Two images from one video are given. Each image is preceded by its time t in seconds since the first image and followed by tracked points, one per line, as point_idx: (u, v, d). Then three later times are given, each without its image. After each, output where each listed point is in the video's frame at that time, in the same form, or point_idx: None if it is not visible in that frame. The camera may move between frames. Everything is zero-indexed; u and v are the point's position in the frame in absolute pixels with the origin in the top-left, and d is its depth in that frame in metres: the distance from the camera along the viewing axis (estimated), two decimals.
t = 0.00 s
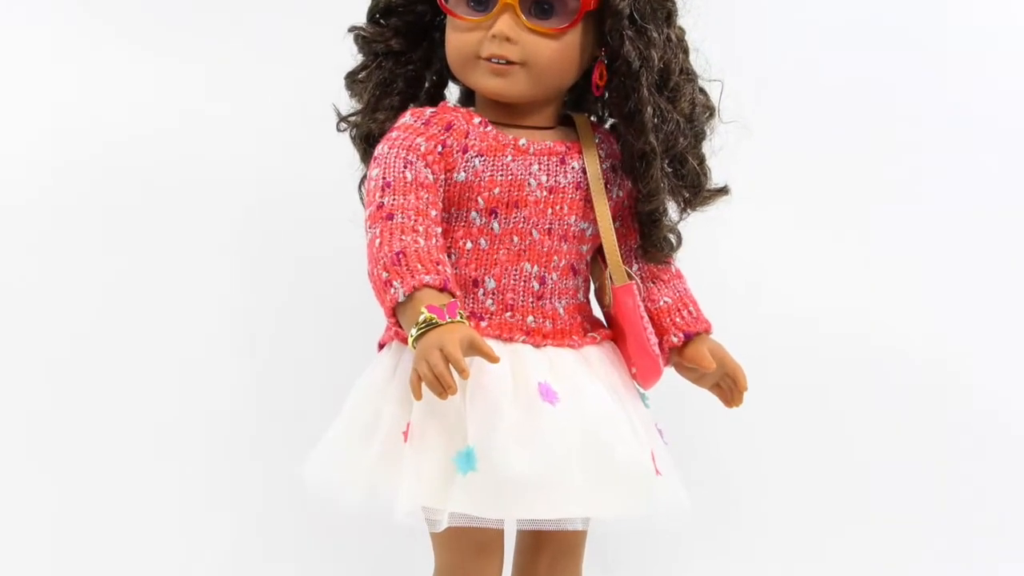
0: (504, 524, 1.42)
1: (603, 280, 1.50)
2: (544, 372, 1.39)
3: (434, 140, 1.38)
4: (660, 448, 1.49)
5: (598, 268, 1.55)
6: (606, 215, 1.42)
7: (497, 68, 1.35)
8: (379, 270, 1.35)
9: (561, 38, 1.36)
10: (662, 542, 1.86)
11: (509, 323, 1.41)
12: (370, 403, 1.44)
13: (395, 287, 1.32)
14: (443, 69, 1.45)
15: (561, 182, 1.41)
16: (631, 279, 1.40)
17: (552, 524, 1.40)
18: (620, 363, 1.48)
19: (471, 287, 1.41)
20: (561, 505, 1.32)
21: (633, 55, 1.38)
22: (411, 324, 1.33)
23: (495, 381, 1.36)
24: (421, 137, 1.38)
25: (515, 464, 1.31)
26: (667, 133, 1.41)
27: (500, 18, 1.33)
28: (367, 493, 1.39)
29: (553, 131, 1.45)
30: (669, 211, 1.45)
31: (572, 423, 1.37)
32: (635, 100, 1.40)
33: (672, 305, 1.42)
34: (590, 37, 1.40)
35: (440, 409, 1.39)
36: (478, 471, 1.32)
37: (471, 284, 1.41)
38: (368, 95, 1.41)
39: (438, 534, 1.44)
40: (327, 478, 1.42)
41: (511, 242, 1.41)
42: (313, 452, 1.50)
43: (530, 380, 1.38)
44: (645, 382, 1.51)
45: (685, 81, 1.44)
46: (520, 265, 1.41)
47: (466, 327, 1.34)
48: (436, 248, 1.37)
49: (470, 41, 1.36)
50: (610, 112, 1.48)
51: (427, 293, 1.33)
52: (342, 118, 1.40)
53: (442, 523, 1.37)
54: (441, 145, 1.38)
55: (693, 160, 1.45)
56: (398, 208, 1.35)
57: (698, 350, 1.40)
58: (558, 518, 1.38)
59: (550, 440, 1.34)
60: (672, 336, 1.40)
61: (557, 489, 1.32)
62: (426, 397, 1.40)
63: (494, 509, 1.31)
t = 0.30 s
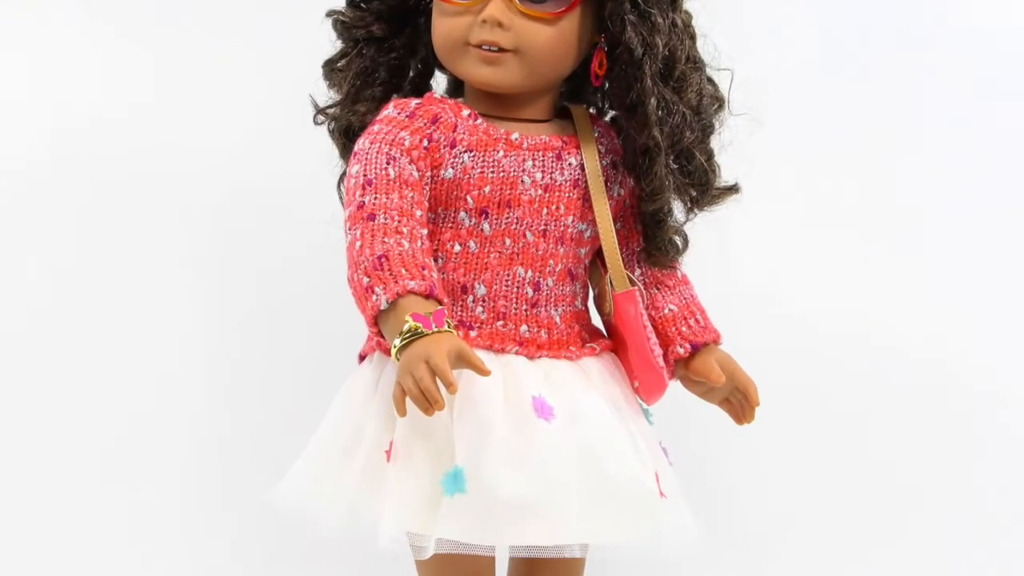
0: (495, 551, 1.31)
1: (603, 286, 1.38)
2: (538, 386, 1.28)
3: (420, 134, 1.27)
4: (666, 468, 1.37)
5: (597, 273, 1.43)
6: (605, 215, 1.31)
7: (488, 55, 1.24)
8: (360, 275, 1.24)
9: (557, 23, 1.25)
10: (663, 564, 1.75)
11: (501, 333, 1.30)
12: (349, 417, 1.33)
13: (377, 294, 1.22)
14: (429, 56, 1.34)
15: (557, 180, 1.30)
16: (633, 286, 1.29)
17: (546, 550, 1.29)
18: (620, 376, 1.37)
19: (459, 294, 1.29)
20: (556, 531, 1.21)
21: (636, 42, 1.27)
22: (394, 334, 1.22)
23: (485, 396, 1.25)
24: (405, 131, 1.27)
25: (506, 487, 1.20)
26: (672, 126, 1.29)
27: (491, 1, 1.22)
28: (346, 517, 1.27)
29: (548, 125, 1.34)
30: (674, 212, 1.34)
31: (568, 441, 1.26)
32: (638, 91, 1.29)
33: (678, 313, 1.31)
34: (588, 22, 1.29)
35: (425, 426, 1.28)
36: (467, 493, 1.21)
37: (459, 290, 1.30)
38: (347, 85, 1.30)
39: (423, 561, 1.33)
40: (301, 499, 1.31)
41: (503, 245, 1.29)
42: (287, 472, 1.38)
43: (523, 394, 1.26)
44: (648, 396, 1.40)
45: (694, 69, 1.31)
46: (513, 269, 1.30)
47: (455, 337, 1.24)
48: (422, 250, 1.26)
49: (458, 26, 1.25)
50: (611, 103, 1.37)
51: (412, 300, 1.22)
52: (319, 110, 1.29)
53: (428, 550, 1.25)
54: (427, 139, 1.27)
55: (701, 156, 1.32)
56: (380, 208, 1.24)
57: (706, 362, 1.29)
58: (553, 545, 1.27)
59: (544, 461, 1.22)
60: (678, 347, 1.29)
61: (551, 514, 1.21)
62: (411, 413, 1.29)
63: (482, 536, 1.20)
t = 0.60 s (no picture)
0: None
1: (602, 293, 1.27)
2: (531, 402, 1.17)
3: (402, 127, 1.16)
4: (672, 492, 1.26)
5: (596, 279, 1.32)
6: (605, 216, 1.20)
7: (477, 41, 1.14)
8: (337, 281, 1.13)
9: (553, 6, 1.14)
10: None
11: (491, 344, 1.18)
12: (325, 436, 1.21)
13: (355, 301, 1.11)
14: (412, 42, 1.23)
15: (552, 177, 1.19)
16: (636, 293, 1.18)
17: None
18: (621, 389, 1.26)
19: (445, 302, 1.18)
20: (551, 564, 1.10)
21: (638, 26, 1.16)
22: (374, 346, 1.12)
23: (475, 414, 1.14)
24: (386, 123, 1.16)
25: (497, 516, 1.09)
26: (679, 118, 1.18)
27: None
28: (323, 544, 1.17)
29: (543, 117, 1.23)
30: (681, 211, 1.22)
31: (565, 462, 1.14)
32: (641, 79, 1.18)
33: (685, 322, 1.19)
34: (587, 4, 1.18)
35: (408, 446, 1.17)
36: (453, 519, 1.10)
37: (446, 297, 1.18)
38: (322, 74, 1.19)
39: None
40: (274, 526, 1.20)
41: (493, 248, 1.18)
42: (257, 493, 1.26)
43: (515, 411, 1.15)
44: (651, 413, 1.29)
45: (703, 56, 1.20)
46: (504, 275, 1.19)
47: (440, 349, 1.12)
48: (405, 254, 1.15)
49: (443, 9, 1.13)
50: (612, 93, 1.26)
51: (394, 308, 1.12)
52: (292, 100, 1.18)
53: None
54: (410, 132, 1.16)
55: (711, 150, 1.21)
56: (359, 208, 1.13)
57: (715, 376, 1.18)
58: None
59: (539, 487, 1.12)
60: (684, 360, 1.18)
61: (547, 545, 1.10)
62: (393, 432, 1.17)
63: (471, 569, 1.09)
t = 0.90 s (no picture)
0: None
1: (601, 302, 1.16)
2: (523, 422, 1.06)
3: (381, 119, 1.05)
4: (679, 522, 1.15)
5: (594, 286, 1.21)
6: (605, 215, 1.09)
7: (464, 23, 1.03)
8: (308, 289, 1.02)
9: None
10: None
11: (479, 358, 1.07)
12: (295, 458, 1.10)
13: (328, 311, 1.00)
14: (392, 25, 1.12)
15: (547, 173, 1.08)
16: (639, 302, 1.07)
17: None
18: (621, 407, 1.14)
19: (429, 311, 1.07)
20: None
21: (642, 6, 1.05)
22: (350, 361, 1.01)
23: (461, 436, 1.03)
24: (364, 114, 1.05)
25: (486, 550, 0.97)
26: (686, 109, 1.06)
27: None
28: None
29: (536, 107, 1.12)
30: (689, 211, 1.11)
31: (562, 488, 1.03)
32: (645, 66, 1.07)
33: (693, 334, 1.08)
34: None
35: (387, 472, 1.05)
36: (438, 552, 0.98)
37: (429, 306, 1.07)
38: (293, 59, 1.09)
39: None
40: (239, 558, 1.08)
41: (481, 252, 1.07)
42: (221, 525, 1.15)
43: (505, 432, 1.04)
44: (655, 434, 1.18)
45: (713, 40, 1.08)
46: (494, 282, 1.08)
47: (423, 364, 1.01)
48: (384, 259, 1.04)
49: None
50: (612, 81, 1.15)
51: (372, 318, 1.01)
52: (259, 88, 1.08)
53: None
54: (389, 124, 1.06)
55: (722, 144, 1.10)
56: (333, 208, 1.02)
57: (728, 394, 1.06)
58: None
59: (533, 517, 1.00)
60: (692, 376, 1.07)
61: None
62: (371, 456, 1.06)
63: None
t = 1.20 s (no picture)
0: None
1: (599, 311, 1.06)
2: (515, 443, 0.96)
3: (359, 110, 0.96)
4: (686, 553, 1.04)
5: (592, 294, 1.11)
6: (604, 214, 0.99)
7: (450, 4, 0.93)
8: (279, 296, 0.92)
9: None
10: None
11: (467, 373, 0.98)
12: (265, 485, 0.99)
13: (301, 321, 0.90)
14: (371, 6, 1.03)
15: (541, 169, 0.99)
16: (642, 311, 0.97)
17: None
18: (622, 426, 1.05)
19: (411, 321, 0.97)
20: None
21: None
22: (324, 376, 0.91)
23: (447, 458, 0.93)
24: (340, 104, 0.96)
25: None
26: (693, 99, 0.97)
27: None
28: None
29: (529, 97, 1.03)
30: (698, 211, 1.02)
31: (559, 515, 0.93)
32: (649, 52, 0.98)
33: (702, 346, 0.99)
34: None
35: (365, 499, 0.95)
36: None
37: (411, 316, 0.97)
38: (263, 45, 0.99)
39: None
40: None
41: (469, 256, 0.97)
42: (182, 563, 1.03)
43: (495, 453, 0.94)
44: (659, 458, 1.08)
45: (725, 23, 0.98)
46: (482, 288, 0.98)
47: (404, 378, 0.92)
48: (362, 263, 0.94)
49: None
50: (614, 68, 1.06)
51: (349, 329, 0.91)
52: (226, 77, 0.98)
53: None
54: (368, 115, 0.96)
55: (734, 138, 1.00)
56: (306, 207, 0.93)
57: (740, 412, 0.97)
58: None
59: (527, 547, 0.90)
60: (701, 392, 0.97)
61: None
62: (347, 482, 0.96)
63: None
